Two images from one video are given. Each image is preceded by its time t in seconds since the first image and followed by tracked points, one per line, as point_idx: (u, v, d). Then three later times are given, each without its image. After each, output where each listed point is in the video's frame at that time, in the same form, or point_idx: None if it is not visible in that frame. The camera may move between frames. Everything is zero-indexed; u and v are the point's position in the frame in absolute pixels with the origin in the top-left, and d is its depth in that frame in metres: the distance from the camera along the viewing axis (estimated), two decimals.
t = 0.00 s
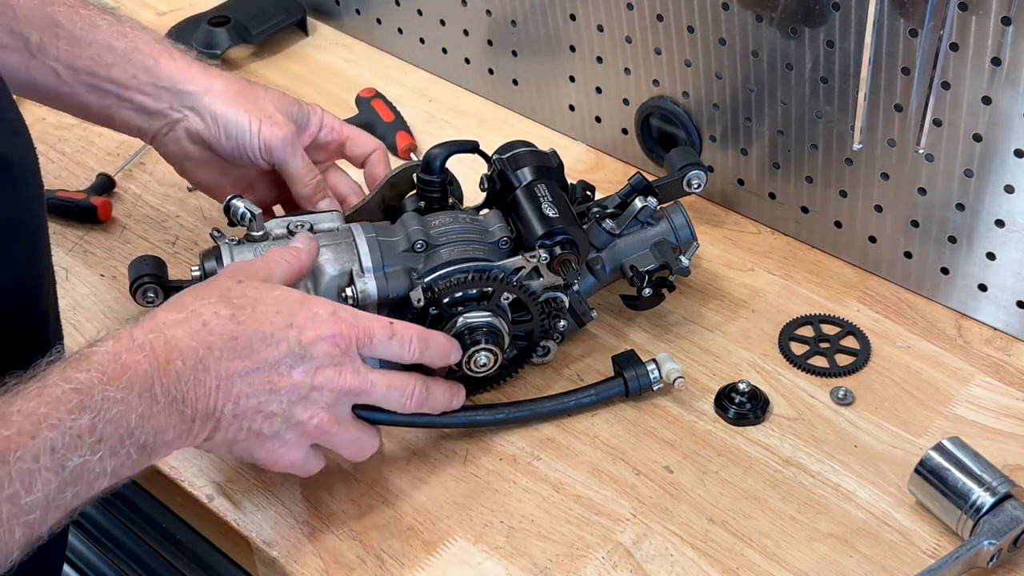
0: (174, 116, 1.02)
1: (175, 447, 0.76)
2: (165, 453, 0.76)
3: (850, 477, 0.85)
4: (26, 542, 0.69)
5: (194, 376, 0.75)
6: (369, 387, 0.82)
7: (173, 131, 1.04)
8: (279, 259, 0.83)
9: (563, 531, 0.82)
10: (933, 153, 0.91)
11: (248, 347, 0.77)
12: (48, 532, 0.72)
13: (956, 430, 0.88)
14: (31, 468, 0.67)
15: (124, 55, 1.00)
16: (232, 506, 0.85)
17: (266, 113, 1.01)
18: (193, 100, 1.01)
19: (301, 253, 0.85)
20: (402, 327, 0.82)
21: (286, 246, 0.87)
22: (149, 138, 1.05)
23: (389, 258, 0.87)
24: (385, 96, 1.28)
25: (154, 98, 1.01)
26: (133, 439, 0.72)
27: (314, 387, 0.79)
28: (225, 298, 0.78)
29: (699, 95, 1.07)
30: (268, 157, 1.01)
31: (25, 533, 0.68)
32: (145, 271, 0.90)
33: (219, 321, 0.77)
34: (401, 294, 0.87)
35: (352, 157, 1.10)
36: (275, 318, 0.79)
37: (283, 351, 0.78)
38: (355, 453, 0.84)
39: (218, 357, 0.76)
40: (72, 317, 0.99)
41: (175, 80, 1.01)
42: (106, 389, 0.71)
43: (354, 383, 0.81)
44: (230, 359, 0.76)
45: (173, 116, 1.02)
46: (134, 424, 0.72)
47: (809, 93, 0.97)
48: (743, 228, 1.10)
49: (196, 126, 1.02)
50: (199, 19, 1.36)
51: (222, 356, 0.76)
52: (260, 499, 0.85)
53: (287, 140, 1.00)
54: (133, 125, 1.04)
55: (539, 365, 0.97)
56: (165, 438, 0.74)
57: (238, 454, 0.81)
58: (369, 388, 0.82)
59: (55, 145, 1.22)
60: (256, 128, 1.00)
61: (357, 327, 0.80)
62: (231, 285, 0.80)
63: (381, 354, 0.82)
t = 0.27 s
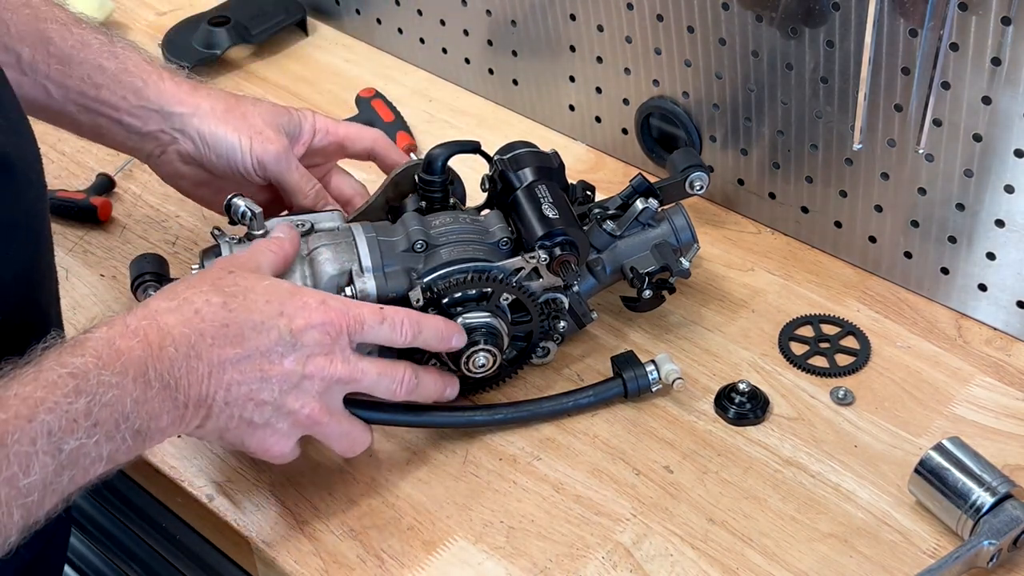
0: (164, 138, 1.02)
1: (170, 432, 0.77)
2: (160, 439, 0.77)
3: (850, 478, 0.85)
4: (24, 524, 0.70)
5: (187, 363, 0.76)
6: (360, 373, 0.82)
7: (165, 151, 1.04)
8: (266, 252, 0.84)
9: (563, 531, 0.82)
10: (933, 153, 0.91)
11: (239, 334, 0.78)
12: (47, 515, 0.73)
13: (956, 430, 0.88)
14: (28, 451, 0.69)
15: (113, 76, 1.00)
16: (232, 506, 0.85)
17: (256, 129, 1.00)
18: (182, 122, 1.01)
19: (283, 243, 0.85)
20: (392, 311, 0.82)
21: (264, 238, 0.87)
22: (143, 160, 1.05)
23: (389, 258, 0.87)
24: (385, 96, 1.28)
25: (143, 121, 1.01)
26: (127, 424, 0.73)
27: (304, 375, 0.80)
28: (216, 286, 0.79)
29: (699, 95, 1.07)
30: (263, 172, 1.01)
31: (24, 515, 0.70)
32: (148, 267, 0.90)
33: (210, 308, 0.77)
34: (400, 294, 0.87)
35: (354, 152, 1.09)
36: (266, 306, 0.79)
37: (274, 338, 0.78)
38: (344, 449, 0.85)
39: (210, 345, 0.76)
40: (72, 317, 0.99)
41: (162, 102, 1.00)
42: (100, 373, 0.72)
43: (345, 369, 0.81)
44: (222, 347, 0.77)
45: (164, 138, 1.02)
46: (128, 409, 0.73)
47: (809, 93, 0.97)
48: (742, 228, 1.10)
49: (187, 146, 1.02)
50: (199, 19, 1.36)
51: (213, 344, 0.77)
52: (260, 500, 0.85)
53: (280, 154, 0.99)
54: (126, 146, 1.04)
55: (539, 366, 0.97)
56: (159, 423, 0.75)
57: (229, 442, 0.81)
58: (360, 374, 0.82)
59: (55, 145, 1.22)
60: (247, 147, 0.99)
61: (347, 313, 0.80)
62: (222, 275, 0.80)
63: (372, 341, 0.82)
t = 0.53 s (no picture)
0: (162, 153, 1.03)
1: (164, 405, 0.76)
2: (154, 413, 0.76)
3: (850, 478, 0.85)
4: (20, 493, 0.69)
5: (182, 335, 0.75)
6: (348, 357, 0.82)
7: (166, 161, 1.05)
8: (254, 237, 0.84)
9: (563, 531, 0.82)
10: (932, 153, 0.91)
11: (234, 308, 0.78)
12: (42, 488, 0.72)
13: (956, 430, 0.88)
14: (27, 417, 0.68)
15: (105, 90, 1.00)
16: (232, 506, 0.85)
17: (250, 149, 1.00)
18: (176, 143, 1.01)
19: (264, 226, 0.86)
20: (384, 298, 0.82)
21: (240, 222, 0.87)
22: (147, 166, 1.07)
23: (388, 257, 0.87)
24: (385, 96, 1.28)
25: (141, 137, 1.02)
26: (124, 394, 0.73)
27: (296, 353, 0.80)
28: (211, 263, 0.79)
29: (699, 95, 1.07)
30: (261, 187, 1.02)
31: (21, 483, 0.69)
32: (153, 257, 0.91)
33: (206, 282, 0.78)
34: (397, 294, 0.87)
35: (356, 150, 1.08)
36: (259, 284, 0.79)
37: (268, 315, 0.79)
38: (332, 437, 0.85)
39: (206, 317, 0.76)
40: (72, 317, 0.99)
41: (155, 125, 1.00)
42: (98, 342, 0.72)
43: (332, 352, 0.81)
44: (217, 321, 0.77)
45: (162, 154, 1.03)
46: (125, 377, 0.72)
47: (809, 93, 0.97)
48: (742, 229, 1.10)
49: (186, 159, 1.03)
50: (199, 19, 1.36)
51: (209, 316, 0.76)
52: (260, 499, 0.85)
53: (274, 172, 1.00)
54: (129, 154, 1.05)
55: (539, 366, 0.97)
56: (154, 393, 0.74)
57: (218, 420, 0.81)
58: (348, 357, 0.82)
59: (55, 145, 1.22)
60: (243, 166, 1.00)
61: (338, 297, 0.81)
62: (216, 253, 0.80)
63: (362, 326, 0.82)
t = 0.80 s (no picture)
0: (172, 122, 1.03)
1: (161, 387, 0.76)
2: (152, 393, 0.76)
3: (851, 478, 0.85)
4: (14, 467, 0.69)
5: (182, 319, 0.75)
6: (344, 351, 0.82)
7: (175, 135, 1.05)
8: (253, 229, 0.85)
9: (563, 531, 0.82)
10: (932, 153, 0.91)
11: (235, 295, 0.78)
12: (37, 461, 0.72)
13: (956, 430, 0.88)
14: (30, 386, 0.68)
15: (118, 63, 1.00)
16: (232, 505, 0.85)
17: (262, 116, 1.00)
18: (184, 111, 1.01)
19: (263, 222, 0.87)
20: (382, 292, 0.82)
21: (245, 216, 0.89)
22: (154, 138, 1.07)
23: (388, 257, 0.87)
24: (384, 96, 1.28)
25: (150, 108, 1.02)
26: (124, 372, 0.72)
27: (293, 344, 0.80)
28: (214, 250, 0.80)
29: (699, 95, 1.07)
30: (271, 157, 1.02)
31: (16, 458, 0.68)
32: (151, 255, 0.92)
33: (208, 268, 0.78)
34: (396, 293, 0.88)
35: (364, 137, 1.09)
36: (260, 274, 0.79)
37: (267, 304, 0.79)
38: (324, 432, 0.85)
39: (207, 303, 0.76)
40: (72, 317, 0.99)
41: (167, 91, 1.00)
42: (103, 317, 0.71)
43: (328, 345, 0.81)
44: (218, 307, 0.77)
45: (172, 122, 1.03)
46: (127, 356, 0.72)
47: (809, 92, 0.97)
48: (742, 229, 1.10)
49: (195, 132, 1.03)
50: (199, 19, 1.36)
51: (210, 303, 0.77)
52: (261, 499, 0.85)
53: (286, 139, 1.00)
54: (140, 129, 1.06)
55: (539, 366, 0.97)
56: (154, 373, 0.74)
57: (210, 405, 0.81)
58: (344, 351, 0.82)
59: (55, 146, 1.22)
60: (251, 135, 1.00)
61: (338, 289, 0.81)
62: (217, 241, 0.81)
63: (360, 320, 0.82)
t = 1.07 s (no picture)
0: (179, 91, 1.03)
1: (155, 389, 0.76)
2: (145, 396, 0.76)
3: (851, 478, 0.85)
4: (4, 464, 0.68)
5: (178, 321, 0.75)
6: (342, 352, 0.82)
7: (182, 105, 1.05)
8: (251, 231, 0.85)
9: (563, 532, 0.82)
10: (933, 153, 0.91)
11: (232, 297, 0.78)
12: (28, 458, 0.71)
13: (956, 430, 0.88)
14: (23, 382, 0.67)
15: (130, 34, 1.00)
16: (232, 505, 0.85)
17: (271, 88, 1.01)
18: (196, 76, 1.01)
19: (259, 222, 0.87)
20: (381, 293, 0.82)
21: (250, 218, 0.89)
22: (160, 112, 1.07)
23: (387, 257, 0.87)
24: (384, 96, 1.28)
25: (159, 76, 1.02)
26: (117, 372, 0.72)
27: (290, 347, 0.80)
28: (212, 252, 0.80)
29: (699, 95, 1.07)
30: (275, 132, 1.02)
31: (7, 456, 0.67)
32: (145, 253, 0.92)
33: (206, 271, 0.78)
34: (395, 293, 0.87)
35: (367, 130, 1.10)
36: (258, 276, 0.79)
37: (265, 307, 0.79)
38: (323, 433, 0.85)
39: (204, 305, 0.76)
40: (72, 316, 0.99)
41: (178, 58, 1.01)
42: (99, 316, 0.71)
43: (326, 347, 0.81)
44: (216, 309, 0.77)
45: (179, 91, 1.03)
46: (121, 356, 0.72)
47: (809, 92, 0.97)
48: (742, 228, 1.10)
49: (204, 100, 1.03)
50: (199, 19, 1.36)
51: (207, 305, 0.76)
52: (260, 499, 0.85)
53: (292, 113, 1.01)
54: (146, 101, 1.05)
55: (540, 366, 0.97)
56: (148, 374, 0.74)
57: (209, 409, 0.81)
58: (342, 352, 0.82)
59: (55, 146, 1.22)
60: (262, 105, 1.01)
61: (336, 290, 0.81)
62: (216, 244, 0.81)
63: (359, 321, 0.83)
